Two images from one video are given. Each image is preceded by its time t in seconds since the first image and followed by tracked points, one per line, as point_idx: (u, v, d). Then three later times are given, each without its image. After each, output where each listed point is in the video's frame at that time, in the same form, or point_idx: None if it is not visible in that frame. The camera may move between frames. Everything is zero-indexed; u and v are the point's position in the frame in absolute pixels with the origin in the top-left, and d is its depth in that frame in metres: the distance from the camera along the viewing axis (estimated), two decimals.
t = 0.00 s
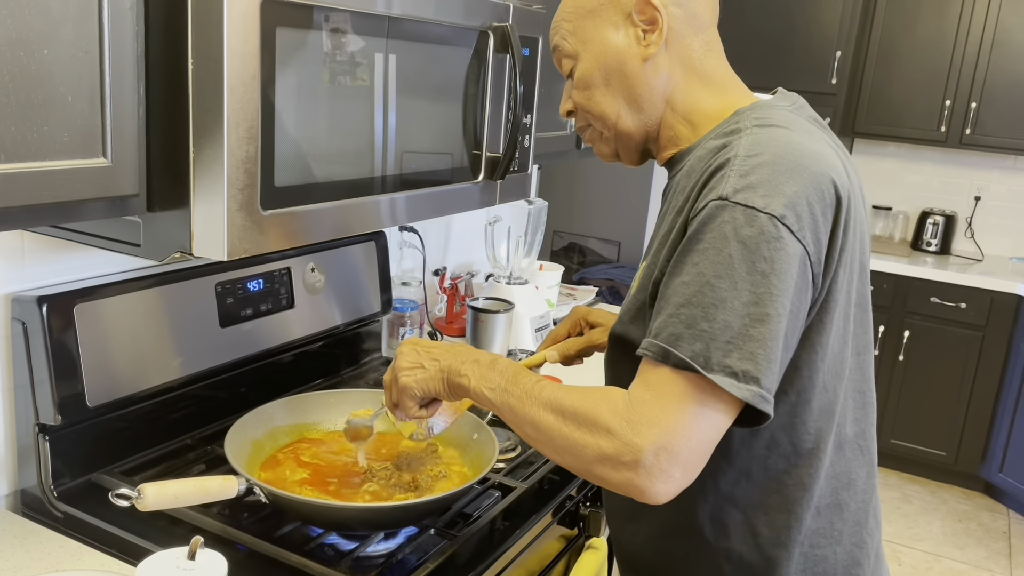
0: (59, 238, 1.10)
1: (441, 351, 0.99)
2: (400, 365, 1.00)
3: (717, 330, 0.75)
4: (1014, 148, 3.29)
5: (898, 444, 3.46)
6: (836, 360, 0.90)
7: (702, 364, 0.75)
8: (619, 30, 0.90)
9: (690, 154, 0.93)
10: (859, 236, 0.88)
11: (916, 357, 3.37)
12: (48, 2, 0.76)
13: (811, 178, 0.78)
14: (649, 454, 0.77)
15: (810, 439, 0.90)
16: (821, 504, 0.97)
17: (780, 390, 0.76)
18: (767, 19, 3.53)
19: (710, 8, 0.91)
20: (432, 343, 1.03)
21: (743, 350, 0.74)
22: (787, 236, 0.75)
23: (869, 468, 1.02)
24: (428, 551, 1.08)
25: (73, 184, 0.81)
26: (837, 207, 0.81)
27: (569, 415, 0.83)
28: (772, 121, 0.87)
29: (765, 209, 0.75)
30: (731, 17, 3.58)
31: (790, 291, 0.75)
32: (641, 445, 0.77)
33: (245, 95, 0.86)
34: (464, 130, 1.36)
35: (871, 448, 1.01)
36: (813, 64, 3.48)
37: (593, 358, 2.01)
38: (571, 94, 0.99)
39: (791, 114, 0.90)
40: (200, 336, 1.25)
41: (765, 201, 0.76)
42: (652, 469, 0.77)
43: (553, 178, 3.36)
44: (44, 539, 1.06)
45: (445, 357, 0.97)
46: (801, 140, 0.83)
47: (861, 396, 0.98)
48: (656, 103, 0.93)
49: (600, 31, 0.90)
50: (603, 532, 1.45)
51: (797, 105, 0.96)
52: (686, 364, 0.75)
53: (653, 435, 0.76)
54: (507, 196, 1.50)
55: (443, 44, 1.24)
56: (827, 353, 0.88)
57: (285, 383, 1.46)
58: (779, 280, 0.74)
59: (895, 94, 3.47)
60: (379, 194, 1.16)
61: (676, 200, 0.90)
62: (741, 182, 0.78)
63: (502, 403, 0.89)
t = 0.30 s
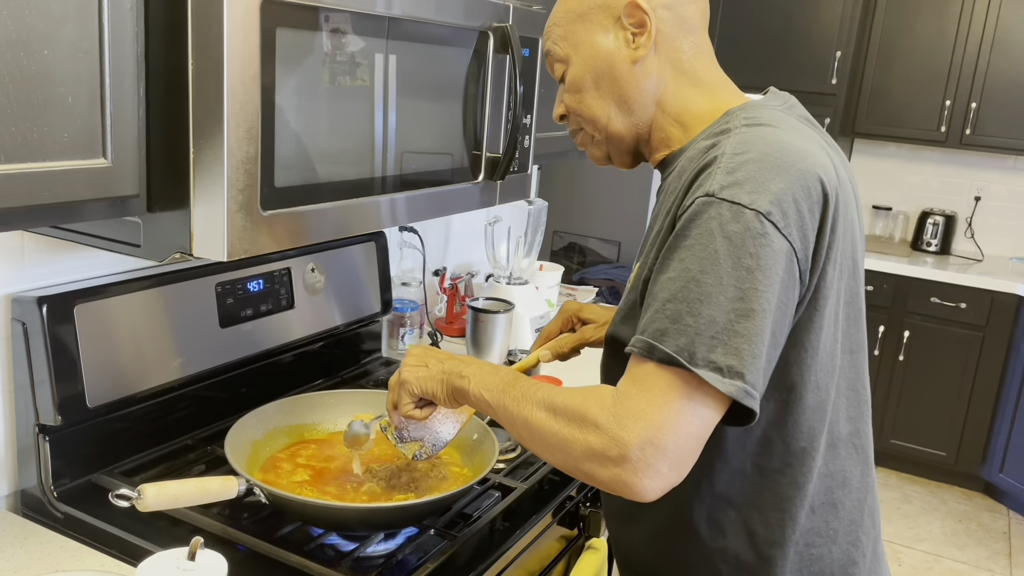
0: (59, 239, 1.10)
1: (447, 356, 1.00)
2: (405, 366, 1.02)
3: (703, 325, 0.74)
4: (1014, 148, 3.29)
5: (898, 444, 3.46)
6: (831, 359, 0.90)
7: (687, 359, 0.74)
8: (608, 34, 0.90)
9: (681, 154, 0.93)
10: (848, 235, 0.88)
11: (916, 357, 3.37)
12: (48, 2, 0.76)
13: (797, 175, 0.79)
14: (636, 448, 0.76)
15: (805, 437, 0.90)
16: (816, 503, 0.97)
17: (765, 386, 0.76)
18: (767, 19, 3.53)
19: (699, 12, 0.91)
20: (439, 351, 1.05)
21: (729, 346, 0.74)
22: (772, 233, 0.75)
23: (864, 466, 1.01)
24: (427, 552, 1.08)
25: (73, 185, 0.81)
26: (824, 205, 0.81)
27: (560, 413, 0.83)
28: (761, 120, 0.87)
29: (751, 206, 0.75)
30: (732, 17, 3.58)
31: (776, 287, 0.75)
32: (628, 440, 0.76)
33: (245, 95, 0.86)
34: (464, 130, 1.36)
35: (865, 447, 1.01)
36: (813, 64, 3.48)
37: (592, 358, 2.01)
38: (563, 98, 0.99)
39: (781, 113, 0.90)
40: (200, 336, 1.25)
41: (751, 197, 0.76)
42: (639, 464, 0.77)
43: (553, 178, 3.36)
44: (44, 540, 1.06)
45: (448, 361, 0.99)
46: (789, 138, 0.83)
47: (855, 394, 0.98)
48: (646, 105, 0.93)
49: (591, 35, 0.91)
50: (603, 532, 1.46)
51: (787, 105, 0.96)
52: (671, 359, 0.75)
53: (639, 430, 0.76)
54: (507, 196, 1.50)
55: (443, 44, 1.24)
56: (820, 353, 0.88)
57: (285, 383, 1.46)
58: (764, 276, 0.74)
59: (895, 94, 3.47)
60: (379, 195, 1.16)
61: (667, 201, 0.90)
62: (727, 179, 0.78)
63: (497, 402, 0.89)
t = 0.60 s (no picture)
0: (59, 239, 1.10)
1: (449, 357, 1.00)
2: (408, 367, 1.02)
3: (698, 323, 0.74)
4: (1014, 148, 3.29)
5: (898, 444, 3.46)
6: (825, 357, 0.90)
7: (684, 357, 0.74)
8: (601, 37, 0.90)
9: (676, 155, 0.93)
10: (843, 232, 0.88)
11: (916, 357, 3.37)
12: (48, 2, 0.76)
13: (790, 173, 0.79)
14: (633, 448, 0.76)
15: (802, 436, 0.90)
16: (813, 501, 0.97)
17: (762, 384, 0.76)
18: (767, 19, 3.53)
19: (692, 14, 0.91)
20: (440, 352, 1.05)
21: (725, 344, 0.74)
22: (766, 230, 0.75)
23: (861, 464, 1.01)
24: (428, 552, 1.08)
25: (73, 185, 0.81)
26: (817, 202, 0.81)
27: (559, 414, 0.83)
28: (754, 118, 0.87)
29: (745, 204, 0.75)
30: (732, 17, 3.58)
31: (771, 285, 0.75)
32: (625, 440, 0.76)
33: (245, 96, 0.87)
34: (464, 130, 1.36)
35: (862, 444, 1.01)
36: (813, 64, 3.48)
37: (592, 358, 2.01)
38: (557, 101, 1.00)
39: (774, 112, 0.90)
40: (200, 336, 1.25)
41: (745, 195, 0.76)
42: (637, 463, 0.76)
43: (553, 179, 3.36)
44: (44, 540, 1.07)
45: (450, 363, 0.99)
46: (783, 136, 0.83)
47: (852, 392, 0.98)
48: (639, 108, 0.93)
49: (583, 38, 0.91)
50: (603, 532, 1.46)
51: (780, 105, 0.96)
52: (668, 358, 0.74)
53: (637, 429, 0.76)
54: (507, 197, 1.50)
55: (443, 44, 1.24)
56: (815, 351, 0.88)
57: (285, 383, 1.46)
58: (759, 273, 0.74)
59: (895, 94, 3.47)
60: (379, 195, 1.16)
61: (662, 201, 0.90)
62: (721, 178, 0.78)
63: (497, 404, 0.89)
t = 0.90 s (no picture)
0: (59, 238, 1.10)
1: (451, 355, 1.01)
2: (413, 364, 1.03)
3: (692, 322, 0.74)
4: (1015, 148, 3.28)
5: (898, 444, 3.46)
6: (821, 356, 0.90)
7: (677, 356, 0.74)
8: (596, 38, 0.90)
9: (672, 155, 0.93)
10: (839, 232, 0.88)
11: (917, 357, 3.37)
12: (49, 2, 0.76)
13: (784, 173, 0.79)
14: (627, 446, 0.76)
15: (799, 435, 0.90)
16: (811, 500, 0.97)
17: (755, 383, 0.76)
18: (767, 19, 3.53)
19: (687, 14, 0.91)
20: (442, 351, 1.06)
21: (718, 342, 0.74)
22: (760, 229, 0.75)
23: (858, 463, 1.01)
24: (428, 552, 1.08)
25: (73, 185, 0.81)
26: (812, 201, 0.81)
27: (555, 411, 0.83)
28: (750, 118, 0.87)
29: (739, 203, 0.75)
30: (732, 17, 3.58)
31: (764, 284, 0.75)
32: (619, 438, 0.76)
33: (245, 95, 0.87)
34: (464, 130, 1.36)
35: (860, 443, 1.01)
36: (813, 64, 3.48)
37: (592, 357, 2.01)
38: (553, 102, 1.00)
39: (770, 113, 0.90)
40: (199, 336, 1.24)
41: (740, 194, 0.76)
42: (631, 461, 0.76)
43: (553, 179, 3.36)
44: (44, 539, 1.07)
45: (450, 362, 0.99)
46: (779, 136, 0.83)
47: (849, 391, 0.98)
48: (635, 108, 0.93)
49: (579, 39, 0.91)
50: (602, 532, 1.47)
51: (776, 105, 0.96)
52: (661, 356, 0.74)
53: (630, 427, 0.76)
54: (507, 197, 1.50)
55: (444, 44, 1.24)
56: (811, 351, 0.88)
57: (285, 383, 1.46)
58: (752, 272, 0.74)
59: (896, 94, 3.47)
60: (379, 195, 1.16)
61: (657, 201, 0.90)
62: (716, 177, 0.78)
63: (496, 401, 0.90)
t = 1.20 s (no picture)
0: (59, 238, 1.10)
1: (450, 351, 1.01)
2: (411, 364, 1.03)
3: (690, 320, 0.74)
4: (1015, 148, 3.28)
5: (898, 444, 3.46)
6: (819, 355, 0.90)
7: (675, 354, 0.74)
8: (593, 38, 0.90)
9: (671, 154, 0.93)
10: (838, 231, 0.87)
11: (917, 357, 3.37)
12: (49, 1, 0.75)
13: (784, 172, 0.79)
14: (625, 443, 0.76)
15: (798, 434, 0.90)
16: (810, 499, 0.96)
17: (753, 382, 0.76)
18: (767, 19, 3.53)
19: (685, 13, 0.91)
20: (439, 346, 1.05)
21: (716, 341, 0.74)
22: (759, 228, 0.75)
23: (857, 462, 1.01)
24: (428, 551, 1.08)
25: (73, 184, 0.81)
26: (811, 201, 0.81)
27: (553, 407, 0.83)
28: (749, 117, 0.87)
29: (738, 201, 0.75)
30: (733, 16, 3.58)
31: (763, 282, 0.75)
32: (617, 435, 0.76)
33: (245, 95, 0.87)
34: (464, 130, 1.36)
35: (859, 443, 1.01)
36: (814, 64, 3.48)
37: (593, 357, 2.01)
38: (550, 102, 1.00)
39: (768, 112, 0.90)
40: (199, 336, 1.24)
41: (739, 192, 0.76)
42: (629, 458, 0.76)
43: (553, 179, 3.36)
44: (44, 539, 1.07)
45: (450, 359, 0.99)
46: (778, 135, 0.83)
47: (847, 390, 0.98)
48: (633, 108, 0.93)
49: (576, 39, 0.91)
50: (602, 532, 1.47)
51: (774, 104, 0.96)
52: (659, 354, 0.74)
53: (629, 423, 0.76)
54: (507, 196, 1.50)
55: (444, 44, 1.24)
56: (809, 350, 0.88)
57: (285, 383, 1.46)
58: (751, 271, 0.74)
59: (896, 94, 3.47)
60: (379, 194, 1.16)
61: (656, 200, 0.90)
62: (715, 175, 0.78)
63: (495, 397, 0.90)
